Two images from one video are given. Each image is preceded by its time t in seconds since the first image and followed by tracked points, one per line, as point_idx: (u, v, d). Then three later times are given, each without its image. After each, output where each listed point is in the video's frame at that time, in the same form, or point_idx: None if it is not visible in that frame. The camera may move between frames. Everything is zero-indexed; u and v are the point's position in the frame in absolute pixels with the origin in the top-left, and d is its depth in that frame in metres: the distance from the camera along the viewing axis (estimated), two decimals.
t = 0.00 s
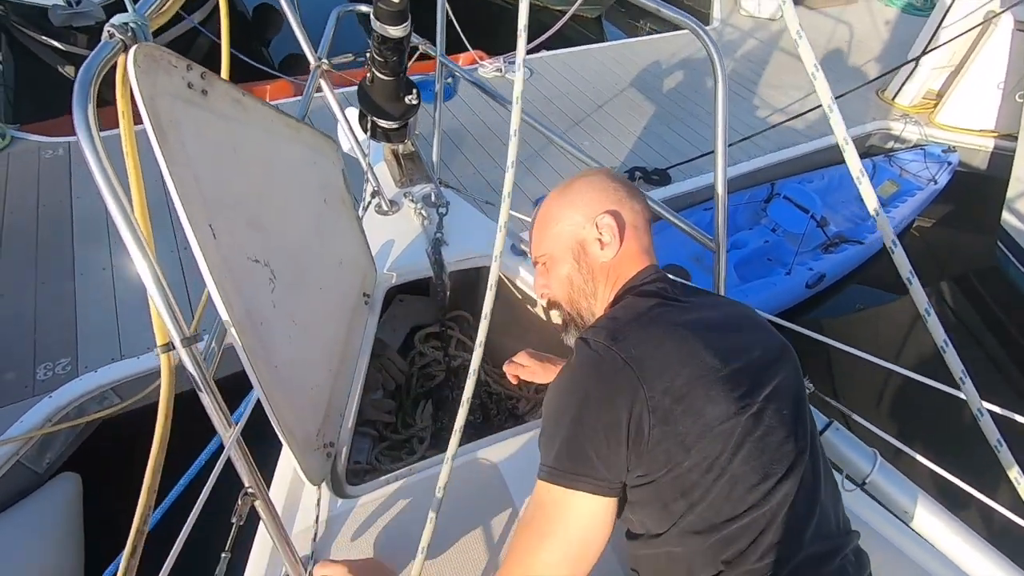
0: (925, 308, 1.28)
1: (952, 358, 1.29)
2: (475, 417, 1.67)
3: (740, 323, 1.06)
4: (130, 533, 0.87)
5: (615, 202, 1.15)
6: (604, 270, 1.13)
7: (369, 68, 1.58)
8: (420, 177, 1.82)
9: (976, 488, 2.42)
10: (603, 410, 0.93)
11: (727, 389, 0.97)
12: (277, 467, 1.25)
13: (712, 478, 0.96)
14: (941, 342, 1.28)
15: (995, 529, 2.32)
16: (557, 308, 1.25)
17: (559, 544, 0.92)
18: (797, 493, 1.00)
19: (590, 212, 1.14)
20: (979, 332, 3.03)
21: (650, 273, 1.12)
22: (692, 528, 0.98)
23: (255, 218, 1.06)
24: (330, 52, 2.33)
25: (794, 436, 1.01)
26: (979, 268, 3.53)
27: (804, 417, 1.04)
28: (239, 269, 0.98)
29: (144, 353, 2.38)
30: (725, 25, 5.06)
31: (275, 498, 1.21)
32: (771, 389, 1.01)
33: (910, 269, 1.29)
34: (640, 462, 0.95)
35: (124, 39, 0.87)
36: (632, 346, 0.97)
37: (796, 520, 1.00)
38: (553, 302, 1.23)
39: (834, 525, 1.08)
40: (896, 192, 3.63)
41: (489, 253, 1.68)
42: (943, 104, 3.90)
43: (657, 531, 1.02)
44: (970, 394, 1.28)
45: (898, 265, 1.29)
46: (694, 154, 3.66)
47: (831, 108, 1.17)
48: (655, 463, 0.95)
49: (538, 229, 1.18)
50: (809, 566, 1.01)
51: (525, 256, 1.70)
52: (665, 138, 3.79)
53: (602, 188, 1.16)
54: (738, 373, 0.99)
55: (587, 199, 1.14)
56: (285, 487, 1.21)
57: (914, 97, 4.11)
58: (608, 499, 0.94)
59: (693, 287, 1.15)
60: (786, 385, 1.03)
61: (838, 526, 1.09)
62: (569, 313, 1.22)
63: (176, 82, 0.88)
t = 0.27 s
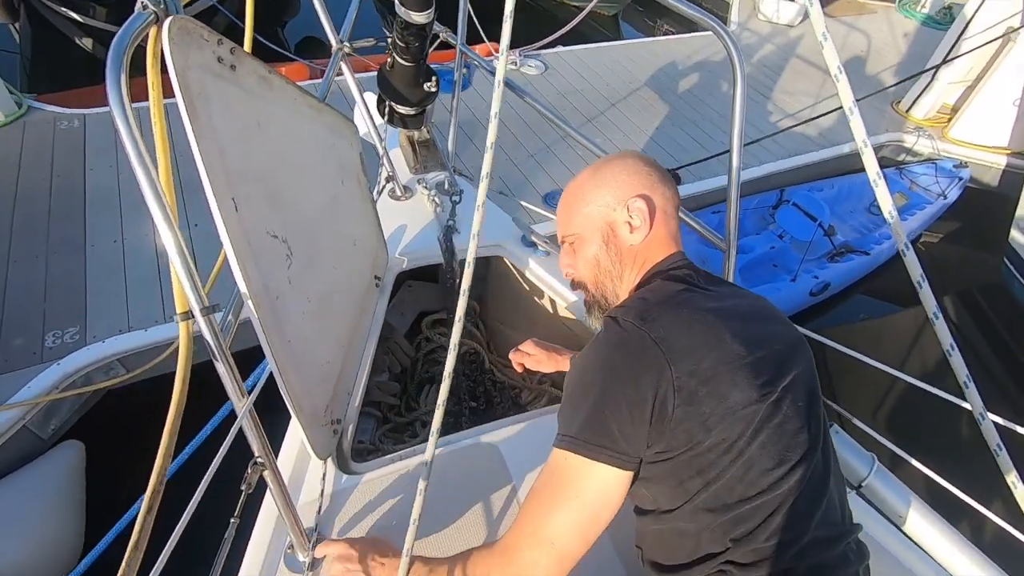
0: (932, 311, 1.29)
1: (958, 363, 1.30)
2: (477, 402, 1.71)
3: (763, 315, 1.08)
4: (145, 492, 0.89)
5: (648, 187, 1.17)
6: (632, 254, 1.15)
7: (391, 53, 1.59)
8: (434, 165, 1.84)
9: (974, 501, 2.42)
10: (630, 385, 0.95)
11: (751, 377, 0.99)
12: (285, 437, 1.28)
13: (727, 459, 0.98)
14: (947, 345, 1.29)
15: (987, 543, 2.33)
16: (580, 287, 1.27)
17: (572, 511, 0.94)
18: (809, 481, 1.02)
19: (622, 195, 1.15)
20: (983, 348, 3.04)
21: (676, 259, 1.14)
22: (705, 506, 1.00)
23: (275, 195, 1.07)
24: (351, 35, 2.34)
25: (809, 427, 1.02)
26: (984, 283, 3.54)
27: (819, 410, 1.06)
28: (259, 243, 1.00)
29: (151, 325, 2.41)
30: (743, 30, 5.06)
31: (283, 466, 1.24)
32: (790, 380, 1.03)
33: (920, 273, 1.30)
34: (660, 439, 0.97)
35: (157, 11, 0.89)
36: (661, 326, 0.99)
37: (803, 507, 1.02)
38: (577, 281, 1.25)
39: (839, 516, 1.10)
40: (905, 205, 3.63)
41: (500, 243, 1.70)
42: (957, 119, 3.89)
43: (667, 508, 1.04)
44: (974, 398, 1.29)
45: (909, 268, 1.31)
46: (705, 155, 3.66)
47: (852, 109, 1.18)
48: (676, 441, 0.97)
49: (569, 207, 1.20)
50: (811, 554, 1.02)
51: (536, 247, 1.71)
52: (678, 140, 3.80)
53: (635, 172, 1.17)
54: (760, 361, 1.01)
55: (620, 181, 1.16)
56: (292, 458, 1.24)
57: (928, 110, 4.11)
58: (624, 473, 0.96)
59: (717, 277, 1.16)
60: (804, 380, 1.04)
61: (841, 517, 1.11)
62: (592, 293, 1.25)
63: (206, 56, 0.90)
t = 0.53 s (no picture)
0: (932, 328, 1.30)
1: (955, 380, 1.31)
2: (479, 400, 1.71)
3: (768, 325, 1.08)
4: (152, 476, 0.90)
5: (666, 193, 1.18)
6: (647, 258, 1.16)
7: (405, 52, 1.60)
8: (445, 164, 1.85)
9: (972, 518, 2.42)
10: (634, 387, 0.96)
11: (755, 386, 0.99)
12: (289, 427, 1.30)
13: (726, 466, 0.98)
14: (945, 363, 1.30)
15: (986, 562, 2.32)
16: (593, 289, 1.28)
17: (566, 502, 0.95)
18: (806, 490, 1.03)
19: (640, 200, 1.16)
20: (988, 366, 3.03)
21: (689, 266, 1.15)
22: (701, 510, 1.01)
23: (288, 189, 1.09)
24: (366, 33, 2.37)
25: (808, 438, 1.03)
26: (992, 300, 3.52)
27: (819, 422, 1.06)
28: (270, 236, 1.01)
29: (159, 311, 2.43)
30: (759, 37, 5.05)
31: (285, 456, 1.26)
32: (793, 391, 1.03)
33: (921, 291, 1.31)
34: (661, 441, 0.98)
35: (180, 6, 0.90)
36: (668, 331, 0.99)
37: (798, 516, 1.03)
38: (590, 282, 1.26)
39: (834, 526, 1.10)
40: (916, 218, 3.63)
41: (507, 243, 1.71)
42: (971, 134, 3.87)
43: (665, 509, 1.05)
44: (969, 417, 1.29)
45: (910, 285, 1.31)
46: (715, 161, 3.67)
47: (859, 126, 1.18)
48: (676, 444, 0.98)
49: (587, 208, 1.21)
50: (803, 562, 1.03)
51: (542, 249, 1.72)
52: (689, 145, 3.80)
53: (654, 177, 1.18)
54: (764, 371, 1.01)
55: (638, 186, 1.17)
56: (294, 449, 1.26)
57: (943, 124, 4.08)
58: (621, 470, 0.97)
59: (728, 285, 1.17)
60: (807, 392, 1.05)
61: (836, 527, 1.11)
62: (604, 295, 1.26)
63: (225, 50, 0.91)
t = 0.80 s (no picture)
0: (928, 342, 1.29)
1: (950, 394, 1.31)
2: (478, 403, 1.71)
3: (765, 338, 1.08)
4: (148, 472, 0.91)
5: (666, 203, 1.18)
6: (644, 268, 1.16)
7: (412, 55, 1.61)
8: (449, 167, 1.86)
9: (974, 531, 2.40)
10: (627, 397, 0.97)
11: (748, 399, 0.99)
12: (287, 427, 1.31)
13: (717, 479, 0.99)
14: (940, 378, 1.29)
15: None
16: (592, 297, 1.29)
17: (550, 506, 0.97)
18: (798, 506, 1.03)
19: (639, 210, 1.16)
20: (995, 381, 3.00)
21: (687, 277, 1.15)
22: (692, 522, 1.01)
23: (291, 190, 1.10)
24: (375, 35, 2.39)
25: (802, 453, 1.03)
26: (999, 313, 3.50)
27: (813, 437, 1.06)
28: (271, 237, 1.02)
29: (163, 306, 2.46)
30: (768, 44, 5.05)
31: (283, 454, 1.27)
32: (787, 405, 1.03)
33: (917, 304, 1.30)
34: (652, 453, 0.99)
35: (187, 8, 0.92)
36: (663, 342, 1.00)
37: (789, 533, 1.02)
38: (590, 290, 1.27)
39: (827, 543, 1.10)
40: (923, 229, 3.62)
41: (508, 248, 1.71)
42: (981, 145, 3.86)
43: (658, 521, 1.05)
44: (964, 431, 1.29)
45: (906, 298, 1.30)
46: (720, 167, 3.67)
47: (857, 137, 1.18)
48: (667, 456, 0.98)
49: (587, 217, 1.21)
50: None
51: (543, 254, 1.72)
52: (696, 151, 3.80)
53: (654, 187, 1.18)
54: (758, 384, 1.01)
55: (638, 196, 1.17)
56: (292, 448, 1.26)
57: (953, 134, 4.06)
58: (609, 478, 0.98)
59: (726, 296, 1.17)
60: (802, 407, 1.05)
61: (828, 545, 1.11)
62: (603, 304, 1.26)
63: (231, 53, 0.92)
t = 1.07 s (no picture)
0: (931, 350, 1.28)
1: (953, 403, 1.30)
2: (480, 406, 1.72)
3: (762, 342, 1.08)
4: (150, 470, 0.92)
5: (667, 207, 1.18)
6: (646, 272, 1.16)
7: (419, 58, 1.62)
8: (455, 169, 1.87)
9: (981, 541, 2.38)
10: (629, 406, 0.97)
11: (751, 407, 0.99)
12: (290, 428, 1.31)
13: (718, 486, 0.98)
14: (944, 386, 1.28)
15: None
16: (591, 299, 1.28)
17: (553, 520, 0.98)
18: (801, 513, 1.03)
19: (641, 213, 1.16)
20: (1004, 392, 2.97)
21: (688, 282, 1.15)
22: (695, 531, 1.01)
23: (296, 191, 1.10)
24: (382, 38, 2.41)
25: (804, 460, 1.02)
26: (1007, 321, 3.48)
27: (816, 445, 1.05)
28: (277, 236, 1.03)
29: (170, 305, 2.48)
30: (776, 50, 5.04)
31: (285, 455, 1.27)
32: (790, 413, 1.03)
33: (920, 312, 1.29)
34: (654, 461, 0.99)
35: (196, 9, 0.92)
36: (663, 348, 1.00)
37: (794, 539, 1.02)
38: (589, 293, 1.27)
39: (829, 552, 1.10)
40: (931, 236, 3.60)
41: (513, 251, 1.71)
42: (990, 153, 3.84)
43: (660, 530, 1.05)
44: (967, 439, 1.28)
45: (909, 306, 1.29)
46: (726, 172, 3.66)
47: (860, 143, 1.18)
48: (669, 465, 0.98)
49: (588, 219, 1.21)
50: None
51: (548, 257, 1.72)
52: (703, 156, 3.80)
53: (656, 191, 1.18)
54: (761, 390, 1.01)
55: (639, 199, 1.17)
56: (294, 448, 1.27)
57: (962, 141, 4.04)
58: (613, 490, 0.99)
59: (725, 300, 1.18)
60: (802, 413, 1.04)
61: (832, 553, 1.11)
62: (602, 307, 1.26)
63: (239, 54, 0.93)
